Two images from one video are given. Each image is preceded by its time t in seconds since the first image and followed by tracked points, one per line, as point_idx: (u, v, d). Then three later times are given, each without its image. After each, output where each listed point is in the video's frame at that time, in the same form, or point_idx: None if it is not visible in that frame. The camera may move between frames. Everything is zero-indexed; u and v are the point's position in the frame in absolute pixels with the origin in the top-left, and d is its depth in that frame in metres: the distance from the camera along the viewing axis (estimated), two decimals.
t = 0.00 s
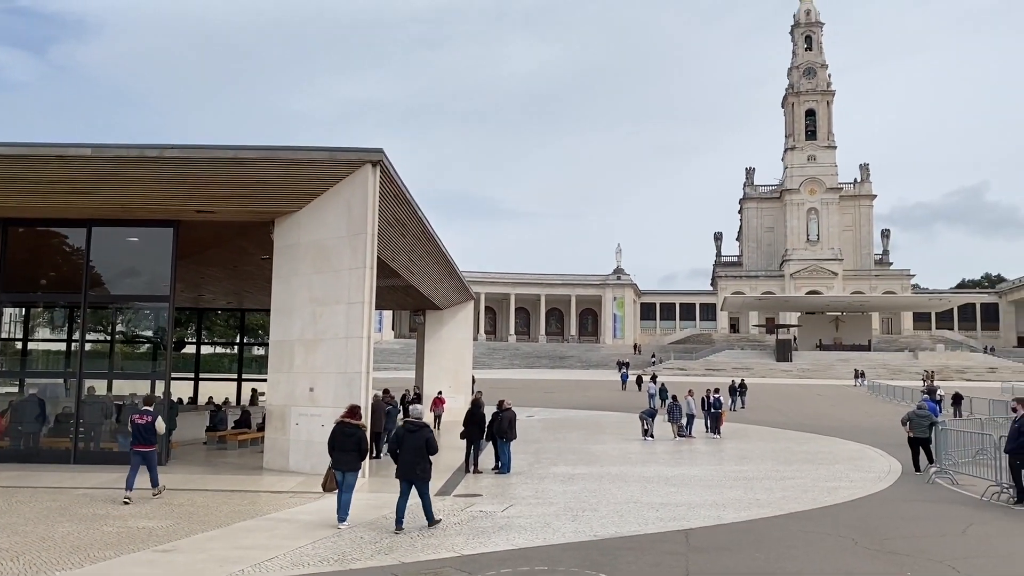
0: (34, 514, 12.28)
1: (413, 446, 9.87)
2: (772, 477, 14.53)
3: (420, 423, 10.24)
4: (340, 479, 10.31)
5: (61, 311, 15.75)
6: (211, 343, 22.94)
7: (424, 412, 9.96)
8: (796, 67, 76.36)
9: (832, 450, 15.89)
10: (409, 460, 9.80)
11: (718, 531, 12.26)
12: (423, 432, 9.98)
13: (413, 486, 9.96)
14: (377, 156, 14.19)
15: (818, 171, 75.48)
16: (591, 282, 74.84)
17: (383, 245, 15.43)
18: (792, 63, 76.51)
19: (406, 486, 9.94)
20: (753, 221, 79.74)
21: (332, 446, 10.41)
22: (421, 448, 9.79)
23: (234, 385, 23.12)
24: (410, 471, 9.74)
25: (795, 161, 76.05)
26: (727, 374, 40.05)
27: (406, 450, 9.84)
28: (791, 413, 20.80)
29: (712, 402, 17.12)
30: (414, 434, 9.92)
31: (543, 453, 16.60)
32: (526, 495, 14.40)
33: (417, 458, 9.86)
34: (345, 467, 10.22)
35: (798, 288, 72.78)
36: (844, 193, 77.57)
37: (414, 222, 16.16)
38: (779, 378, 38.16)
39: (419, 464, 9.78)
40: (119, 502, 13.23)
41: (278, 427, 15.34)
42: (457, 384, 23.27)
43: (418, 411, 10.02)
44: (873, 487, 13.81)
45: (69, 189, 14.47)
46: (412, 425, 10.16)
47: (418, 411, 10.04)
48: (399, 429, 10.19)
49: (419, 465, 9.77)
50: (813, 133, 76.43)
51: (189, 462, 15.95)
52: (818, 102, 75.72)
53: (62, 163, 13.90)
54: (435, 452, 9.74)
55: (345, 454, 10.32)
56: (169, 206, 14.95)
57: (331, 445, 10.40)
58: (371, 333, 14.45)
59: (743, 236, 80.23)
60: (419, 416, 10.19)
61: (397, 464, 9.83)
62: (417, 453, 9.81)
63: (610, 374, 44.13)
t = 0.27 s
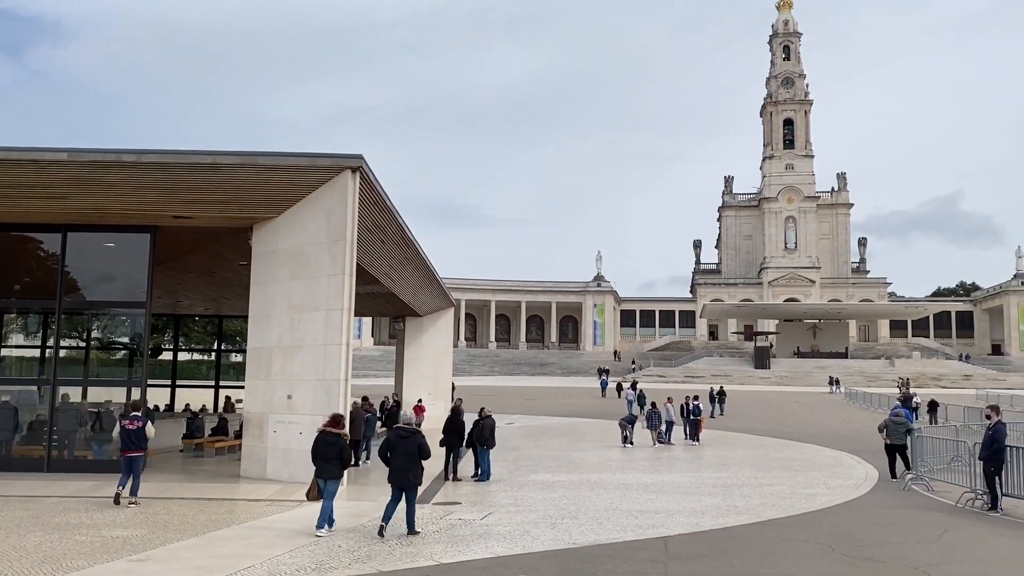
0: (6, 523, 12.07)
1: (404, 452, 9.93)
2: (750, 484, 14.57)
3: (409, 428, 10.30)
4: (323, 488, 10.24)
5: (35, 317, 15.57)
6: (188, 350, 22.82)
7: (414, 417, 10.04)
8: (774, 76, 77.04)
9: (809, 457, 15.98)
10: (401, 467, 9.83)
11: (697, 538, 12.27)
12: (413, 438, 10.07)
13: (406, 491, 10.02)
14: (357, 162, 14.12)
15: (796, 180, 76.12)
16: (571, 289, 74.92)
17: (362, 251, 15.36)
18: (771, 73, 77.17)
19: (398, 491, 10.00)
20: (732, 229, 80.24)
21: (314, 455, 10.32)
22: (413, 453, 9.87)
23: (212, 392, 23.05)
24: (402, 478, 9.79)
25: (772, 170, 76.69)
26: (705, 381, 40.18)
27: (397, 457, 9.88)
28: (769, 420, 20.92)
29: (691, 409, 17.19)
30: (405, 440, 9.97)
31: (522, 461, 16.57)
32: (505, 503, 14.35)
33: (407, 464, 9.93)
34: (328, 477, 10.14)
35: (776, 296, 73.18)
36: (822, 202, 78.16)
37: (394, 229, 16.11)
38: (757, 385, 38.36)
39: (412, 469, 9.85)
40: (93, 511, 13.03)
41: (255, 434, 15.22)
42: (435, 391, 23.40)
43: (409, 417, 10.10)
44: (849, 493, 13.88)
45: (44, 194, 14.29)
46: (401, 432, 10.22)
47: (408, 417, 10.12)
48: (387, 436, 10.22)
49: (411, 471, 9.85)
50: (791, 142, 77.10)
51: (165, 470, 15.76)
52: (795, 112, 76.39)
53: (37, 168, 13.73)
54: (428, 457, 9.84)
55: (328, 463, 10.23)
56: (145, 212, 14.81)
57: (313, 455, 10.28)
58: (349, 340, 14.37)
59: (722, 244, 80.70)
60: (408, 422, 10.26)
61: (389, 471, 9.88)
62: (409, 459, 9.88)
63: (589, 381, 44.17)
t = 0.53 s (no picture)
0: None
1: (392, 460, 10.00)
2: (730, 491, 14.62)
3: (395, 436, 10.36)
4: (306, 494, 10.18)
5: (10, 323, 15.40)
6: (166, 356, 22.60)
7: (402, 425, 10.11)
8: (754, 85, 77.72)
9: (788, 464, 16.07)
10: (389, 474, 9.91)
11: (676, 546, 12.28)
12: (400, 445, 10.15)
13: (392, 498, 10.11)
14: (338, 168, 14.07)
15: (775, 188, 76.74)
16: (553, 296, 75.00)
17: (343, 258, 15.29)
18: (750, 82, 77.85)
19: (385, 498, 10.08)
20: (712, 236, 80.73)
21: (297, 461, 10.25)
22: (401, 460, 9.95)
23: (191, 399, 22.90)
24: (390, 485, 9.86)
25: (752, 178, 77.35)
26: (685, 388, 40.33)
27: (385, 464, 9.95)
28: (748, 427, 21.03)
29: (671, 416, 17.26)
30: (393, 448, 10.04)
31: (502, 468, 16.54)
32: (485, 511, 14.30)
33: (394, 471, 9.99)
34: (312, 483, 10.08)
35: (755, 304, 73.60)
36: (800, 211, 78.82)
37: (375, 235, 16.05)
38: (737, 393, 38.55)
39: (399, 477, 9.92)
40: (67, 519, 12.86)
41: (233, 442, 15.09)
42: (416, 399, 23.17)
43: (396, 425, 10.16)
44: (828, 500, 13.94)
45: (20, 199, 14.14)
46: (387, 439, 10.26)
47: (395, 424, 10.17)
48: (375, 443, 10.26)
49: (398, 478, 9.92)
50: (770, 151, 77.76)
51: (141, 478, 15.59)
52: (775, 121, 77.07)
53: (13, 172, 13.58)
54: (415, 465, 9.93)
55: (312, 470, 10.16)
56: (123, 217, 14.68)
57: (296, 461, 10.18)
58: (329, 347, 14.30)
59: (702, 252, 81.14)
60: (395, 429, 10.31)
61: (377, 478, 9.94)
62: (397, 466, 9.95)
63: (570, 388, 44.21)
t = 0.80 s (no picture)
0: None
1: (376, 467, 10.00)
2: (710, 497, 14.67)
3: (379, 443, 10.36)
4: (290, 500, 10.12)
5: None
6: (144, 363, 22.32)
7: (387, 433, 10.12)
8: (735, 94, 78.36)
9: (768, 471, 16.15)
10: (374, 482, 9.93)
11: (656, 553, 12.30)
12: (385, 452, 10.15)
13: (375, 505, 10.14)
14: (320, 175, 14.04)
15: (756, 197, 77.32)
16: (535, 302, 75.00)
17: (323, 264, 15.25)
18: (731, 91, 78.47)
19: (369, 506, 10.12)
20: (693, 244, 81.14)
21: (282, 467, 10.19)
22: (386, 468, 9.97)
23: (169, 406, 22.73)
24: (374, 493, 9.87)
25: (732, 187, 77.92)
26: (666, 395, 40.47)
27: (370, 472, 9.96)
28: (727, 434, 21.13)
29: (652, 422, 17.32)
30: (377, 456, 10.06)
31: (483, 475, 16.52)
32: (466, 518, 14.26)
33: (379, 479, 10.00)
34: (298, 490, 10.05)
35: (735, 311, 73.99)
36: (780, 219, 79.42)
37: (356, 242, 16.03)
38: (717, 400, 38.72)
39: (384, 485, 9.92)
40: (42, 528, 12.68)
41: (211, 449, 14.97)
42: (397, 405, 23.26)
43: (381, 432, 10.17)
44: (807, 507, 13.99)
45: None
46: (371, 446, 10.26)
47: (379, 431, 10.18)
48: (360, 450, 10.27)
49: (383, 486, 9.93)
50: (751, 159, 78.38)
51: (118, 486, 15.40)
52: (755, 130, 77.73)
53: None
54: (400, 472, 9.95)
55: (296, 476, 10.11)
56: (101, 223, 14.55)
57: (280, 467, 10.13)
58: (309, 354, 14.24)
59: (683, 259, 81.49)
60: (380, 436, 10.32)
61: (362, 486, 9.95)
62: (381, 474, 9.97)
63: (551, 395, 44.21)
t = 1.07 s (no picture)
0: None
1: (360, 474, 10.00)
2: (691, 505, 14.70)
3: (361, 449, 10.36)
4: (278, 508, 10.05)
5: None
6: (122, 369, 22.23)
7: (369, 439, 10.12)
8: (716, 103, 78.99)
9: (748, 478, 16.22)
10: (357, 488, 9.93)
11: (637, 560, 12.31)
12: (368, 458, 10.15)
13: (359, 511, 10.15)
14: (302, 180, 13.96)
15: (736, 205, 77.85)
16: (517, 309, 74.99)
17: (304, 270, 15.16)
18: (712, 100, 79.08)
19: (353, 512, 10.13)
20: (675, 251, 81.55)
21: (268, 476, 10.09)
22: (369, 475, 9.98)
23: (147, 413, 22.45)
24: (359, 499, 9.87)
25: (713, 195, 78.42)
26: (647, 403, 40.56)
27: (354, 478, 9.94)
28: (709, 441, 21.22)
29: (633, 430, 17.36)
30: (359, 461, 10.06)
31: (465, 483, 16.46)
32: (447, 526, 14.21)
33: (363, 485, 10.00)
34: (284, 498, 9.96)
35: (717, 318, 74.36)
36: (761, 227, 79.97)
37: (338, 248, 15.97)
38: (698, 407, 38.89)
39: (367, 491, 9.93)
40: (17, 536, 12.48)
41: (190, 456, 14.83)
42: (378, 412, 22.97)
43: (363, 438, 10.17)
44: (787, 514, 14.05)
45: None
46: (354, 453, 10.25)
47: (362, 438, 10.18)
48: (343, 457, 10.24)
49: (367, 492, 9.94)
50: (732, 168, 78.97)
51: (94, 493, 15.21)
52: (736, 138, 78.33)
53: None
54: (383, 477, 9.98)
55: (283, 485, 10.03)
56: (79, 227, 14.41)
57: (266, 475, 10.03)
58: (290, 361, 14.14)
59: (665, 266, 81.85)
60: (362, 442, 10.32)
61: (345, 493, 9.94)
62: (365, 480, 9.97)
63: (533, 402, 44.19)
